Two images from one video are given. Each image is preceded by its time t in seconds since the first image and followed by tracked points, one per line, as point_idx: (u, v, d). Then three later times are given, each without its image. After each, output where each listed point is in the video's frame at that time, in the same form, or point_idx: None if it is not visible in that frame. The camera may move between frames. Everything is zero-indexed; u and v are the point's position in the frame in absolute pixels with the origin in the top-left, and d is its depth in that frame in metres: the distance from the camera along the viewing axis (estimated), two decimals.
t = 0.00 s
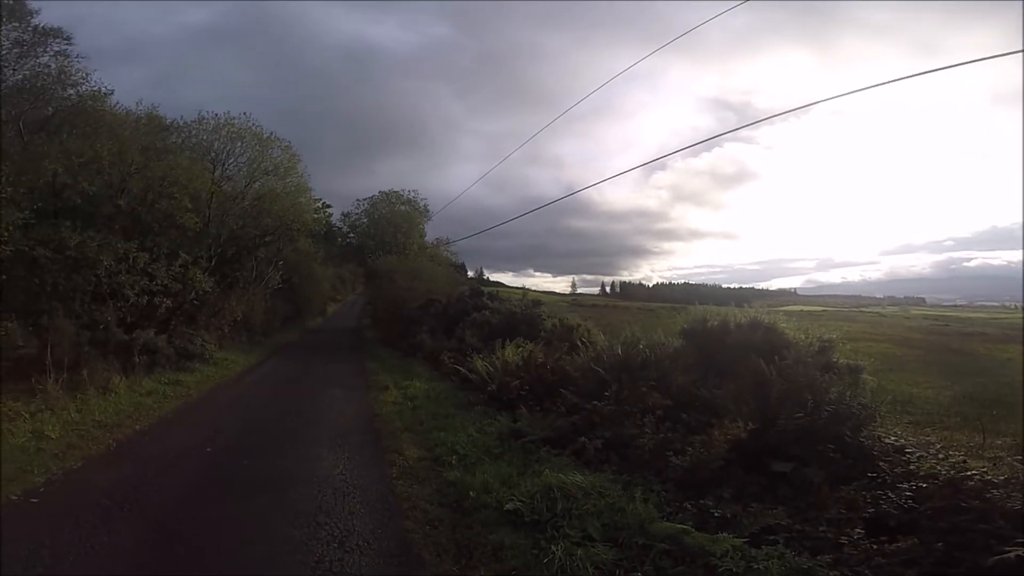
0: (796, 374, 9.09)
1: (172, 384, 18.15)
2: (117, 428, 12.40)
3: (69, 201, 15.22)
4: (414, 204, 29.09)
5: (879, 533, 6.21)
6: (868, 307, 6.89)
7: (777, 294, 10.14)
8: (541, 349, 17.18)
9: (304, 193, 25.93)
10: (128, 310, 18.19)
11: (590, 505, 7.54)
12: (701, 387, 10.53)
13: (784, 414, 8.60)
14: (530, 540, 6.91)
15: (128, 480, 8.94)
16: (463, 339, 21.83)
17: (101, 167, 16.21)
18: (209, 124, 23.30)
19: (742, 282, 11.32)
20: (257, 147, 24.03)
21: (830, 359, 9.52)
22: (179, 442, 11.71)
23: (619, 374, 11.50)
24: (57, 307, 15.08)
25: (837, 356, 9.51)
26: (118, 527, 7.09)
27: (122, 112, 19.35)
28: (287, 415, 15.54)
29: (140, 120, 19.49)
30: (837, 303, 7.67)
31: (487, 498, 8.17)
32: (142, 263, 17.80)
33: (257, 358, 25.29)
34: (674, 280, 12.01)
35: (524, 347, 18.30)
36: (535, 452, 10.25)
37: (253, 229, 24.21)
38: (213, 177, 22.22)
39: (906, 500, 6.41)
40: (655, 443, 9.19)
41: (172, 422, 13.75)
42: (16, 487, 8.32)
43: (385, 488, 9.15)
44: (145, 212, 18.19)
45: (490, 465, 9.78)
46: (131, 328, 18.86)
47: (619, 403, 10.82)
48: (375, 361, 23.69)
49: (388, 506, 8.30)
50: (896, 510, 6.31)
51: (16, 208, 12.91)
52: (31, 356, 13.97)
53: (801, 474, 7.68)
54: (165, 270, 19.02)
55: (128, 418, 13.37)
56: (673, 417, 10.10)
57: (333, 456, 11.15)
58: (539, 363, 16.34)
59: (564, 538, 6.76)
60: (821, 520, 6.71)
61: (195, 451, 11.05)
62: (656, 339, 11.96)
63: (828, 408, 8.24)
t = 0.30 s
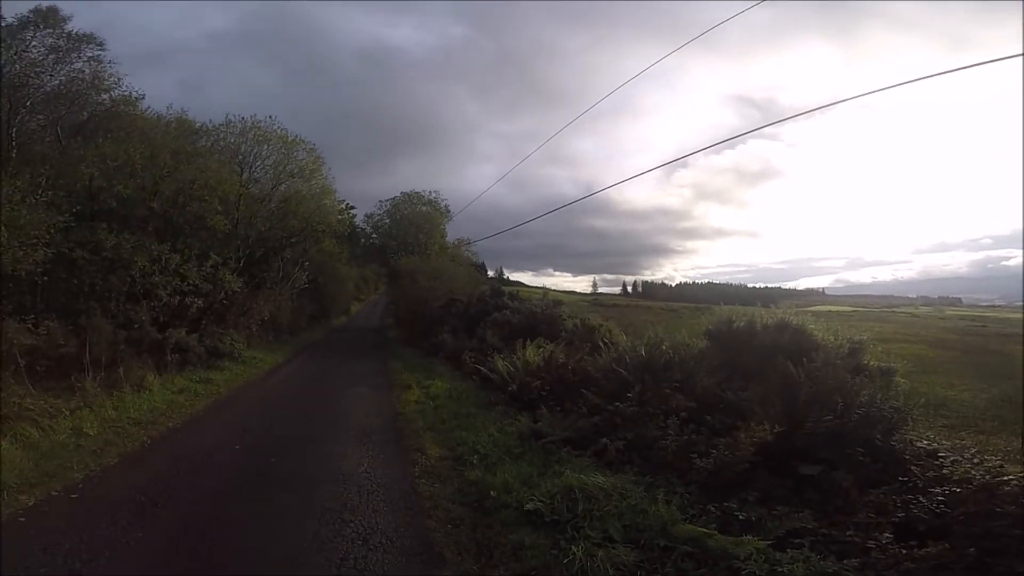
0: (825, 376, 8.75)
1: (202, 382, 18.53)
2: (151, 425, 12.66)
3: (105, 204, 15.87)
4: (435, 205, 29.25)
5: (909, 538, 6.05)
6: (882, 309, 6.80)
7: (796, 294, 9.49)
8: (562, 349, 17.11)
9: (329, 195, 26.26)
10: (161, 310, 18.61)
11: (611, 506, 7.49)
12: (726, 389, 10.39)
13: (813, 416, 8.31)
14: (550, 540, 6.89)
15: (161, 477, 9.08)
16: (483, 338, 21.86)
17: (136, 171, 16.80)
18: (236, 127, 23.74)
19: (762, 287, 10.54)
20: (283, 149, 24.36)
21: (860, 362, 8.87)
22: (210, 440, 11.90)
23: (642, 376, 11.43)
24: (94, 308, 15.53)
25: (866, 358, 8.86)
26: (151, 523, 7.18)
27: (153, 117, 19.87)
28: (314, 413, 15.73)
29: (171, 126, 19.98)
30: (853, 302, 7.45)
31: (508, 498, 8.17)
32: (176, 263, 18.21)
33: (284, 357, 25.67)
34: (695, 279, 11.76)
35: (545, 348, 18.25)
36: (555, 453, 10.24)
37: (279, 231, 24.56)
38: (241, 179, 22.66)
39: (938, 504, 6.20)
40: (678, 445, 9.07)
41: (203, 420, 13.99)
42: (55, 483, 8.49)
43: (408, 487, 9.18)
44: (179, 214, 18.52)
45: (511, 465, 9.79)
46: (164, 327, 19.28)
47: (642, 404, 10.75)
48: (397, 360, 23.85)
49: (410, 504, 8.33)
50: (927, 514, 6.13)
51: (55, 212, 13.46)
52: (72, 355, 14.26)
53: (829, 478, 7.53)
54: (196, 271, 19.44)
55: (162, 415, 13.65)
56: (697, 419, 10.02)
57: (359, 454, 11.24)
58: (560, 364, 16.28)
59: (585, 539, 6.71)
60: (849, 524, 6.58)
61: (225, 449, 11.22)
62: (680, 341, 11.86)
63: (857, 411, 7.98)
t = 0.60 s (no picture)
0: (856, 376, 8.33)
1: (233, 381, 18.83)
2: (184, 423, 12.87)
3: (139, 207, 16.31)
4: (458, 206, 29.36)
5: (942, 541, 5.86)
6: (907, 308, 6.76)
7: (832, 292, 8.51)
8: (585, 349, 16.96)
9: (353, 196, 26.50)
10: (193, 310, 18.98)
11: (634, 506, 7.39)
12: (754, 390, 9.74)
13: (843, 418, 8.00)
14: (572, 540, 6.81)
15: (193, 475, 9.15)
16: (505, 337, 21.79)
17: (168, 174, 17.15)
18: (262, 130, 24.05)
19: (791, 285, 9.90)
20: (307, 152, 24.61)
21: (893, 361, 8.52)
22: (240, 438, 12.06)
23: (665, 375, 11.14)
24: (128, 309, 15.70)
25: (900, 358, 8.49)
26: (182, 519, 7.21)
27: (182, 121, 20.29)
28: (340, 412, 15.85)
29: (199, 131, 20.40)
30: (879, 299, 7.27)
31: (529, 497, 8.12)
32: (206, 265, 18.61)
33: (311, 355, 25.95)
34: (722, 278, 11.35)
35: (567, 347, 18.13)
36: (577, 453, 10.16)
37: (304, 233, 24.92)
38: (267, 182, 23.01)
39: (975, 508, 5.99)
40: (703, 445, 8.89)
41: (235, 418, 14.21)
42: (92, 481, 8.57)
43: (432, 485, 9.20)
44: (209, 216, 18.91)
45: (533, 464, 9.73)
46: (196, 327, 19.63)
47: (665, 402, 10.51)
48: (421, 359, 23.94)
49: (434, 503, 8.33)
50: (961, 518, 5.93)
51: (92, 215, 13.85)
52: (109, 354, 14.56)
53: (860, 480, 7.28)
54: (226, 272, 19.79)
55: (194, 413, 13.89)
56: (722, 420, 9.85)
57: (383, 453, 11.31)
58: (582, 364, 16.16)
59: (607, 539, 6.60)
60: (879, 527, 6.40)
61: (253, 446, 11.36)
62: (706, 340, 11.35)
63: (891, 412, 7.69)
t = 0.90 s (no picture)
0: (889, 380, 8.18)
1: (261, 380, 18.66)
2: (214, 421, 12.84)
3: (171, 209, 16.95)
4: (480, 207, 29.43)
5: (973, 549, 5.62)
6: (941, 308, 6.59)
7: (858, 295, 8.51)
8: (607, 350, 16.75)
9: (376, 198, 26.71)
10: (221, 309, 19.12)
11: (656, 509, 6.97)
12: (780, 393, 9.33)
13: (874, 421, 7.76)
14: (593, 542, 6.41)
15: (222, 471, 8.94)
16: (526, 338, 21.67)
17: (196, 176, 17.60)
18: (288, 134, 24.34)
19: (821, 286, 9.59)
20: (331, 155, 24.86)
21: (927, 366, 8.37)
22: (264, 437, 11.93)
23: (690, 377, 10.10)
24: (163, 308, 16.16)
25: (935, 361, 8.42)
26: (213, 515, 6.99)
27: (210, 124, 20.62)
28: (362, 412, 15.73)
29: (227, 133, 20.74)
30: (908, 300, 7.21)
31: (549, 499, 7.66)
32: (235, 266, 18.91)
33: (334, 354, 26.05)
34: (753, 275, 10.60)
35: (588, 348, 17.94)
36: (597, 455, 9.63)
37: (330, 234, 25.21)
38: (293, 184, 23.30)
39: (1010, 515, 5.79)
40: (727, 449, 8.21)
41: (262, 416, 14.12)
42: (126, 476, 8.30)
43: (452, 488, 8.83)
44: (236, 218, 19.54)
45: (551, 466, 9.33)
46: (224, 326, 19.67)
47: (689, 405, 9.52)
48: (441, 359, 23.92)
49: (454, 503, 7.97)
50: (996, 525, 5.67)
51: (126, 217, 14.17)
52: (143, 352, 14.60)
53: (890, 486, 6.93)
54: (253, 272, 20.05)
55: (224, 412, 13.82)
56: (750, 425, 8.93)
57: (405, 454, 11.16)
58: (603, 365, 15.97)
59: (627, 542, 6.22)
60: (909, 533, 6.11)
61: (276, 446, 11.19)
62: (731, 343, 10.59)
63: (923, 416, 7.44)
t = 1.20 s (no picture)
0: (927, 383, 7.60)
1: (290, 377, 18.70)
2: (247, 417, 13.00)
3: (205, 211, 17.15)
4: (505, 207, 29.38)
5: (1012, 554, 5.35)
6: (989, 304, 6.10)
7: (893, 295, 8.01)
8: (632, 349, 16.47)
9: (401, 198, 26.87)
10: (253, 308, 19.36)
11: (682, 511, 6.77)
12: (812, 395, 8.62)
13: (911, 425, 7.26)
14: (616, 543, 6.27)
15: (254, 467, 8.97)
16: (549, 338, 21.52)
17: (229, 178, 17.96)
18: (314, 135, 24.59)
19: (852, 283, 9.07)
20: (357, 156, 25.07)
21: (970, 368, 7.76)
22: (293, 435, 11.98)
23: (719, 379, 9.63)
24: (196, 308, 16.50)
25: (976, 364, 7.77)
26: (245, 510, 6.99)
27: (240, 126, 20.95)
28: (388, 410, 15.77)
29: (256, 135, 21.06)
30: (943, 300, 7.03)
31: (573, 499, 7.54)
32: (265, 266, 19.21)
33: (360, 352, 26.21)
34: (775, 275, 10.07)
35: (613, 349, 17.68)
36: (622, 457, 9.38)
37: (356, 234, 25.45)
38: (320, 185, 23.57)
39: None
40: (757, 451, 7.74)
41: (290, 414, 14.20)
42: (163, 472, 8.24)
43: (477, 486, 8.78)
44: (267, 219, 19.89)
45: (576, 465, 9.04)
46: (256, 325, 19.86)
47: (717, 406, 9.05)
48: (465, 358, 23.90)
49: (478, 501, 7.91)
50: None
51: (162, 218, 14.48)
52: (178, 350, 15.00)
53: (926, 490, 6.52)
54: (283, 272, 20.31)
55: (256, 408, 13.97)
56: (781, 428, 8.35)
57: (430, 453, 11.13)
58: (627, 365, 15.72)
59: (652, 543, 6.10)
60: (944, 537, 5.80)
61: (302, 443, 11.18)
62: (761, 344, 10.15)
63: (964, 420, 6.94)
